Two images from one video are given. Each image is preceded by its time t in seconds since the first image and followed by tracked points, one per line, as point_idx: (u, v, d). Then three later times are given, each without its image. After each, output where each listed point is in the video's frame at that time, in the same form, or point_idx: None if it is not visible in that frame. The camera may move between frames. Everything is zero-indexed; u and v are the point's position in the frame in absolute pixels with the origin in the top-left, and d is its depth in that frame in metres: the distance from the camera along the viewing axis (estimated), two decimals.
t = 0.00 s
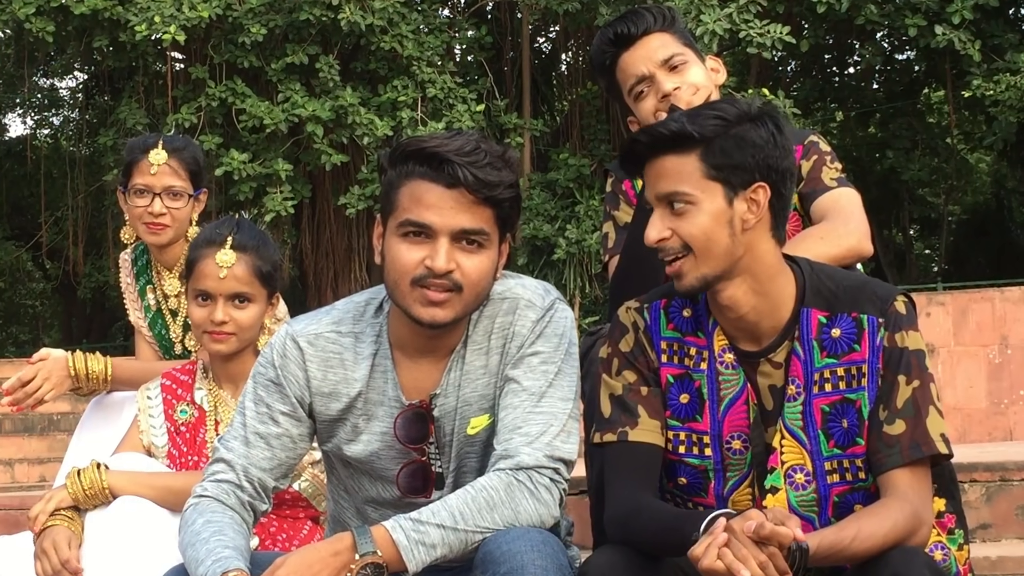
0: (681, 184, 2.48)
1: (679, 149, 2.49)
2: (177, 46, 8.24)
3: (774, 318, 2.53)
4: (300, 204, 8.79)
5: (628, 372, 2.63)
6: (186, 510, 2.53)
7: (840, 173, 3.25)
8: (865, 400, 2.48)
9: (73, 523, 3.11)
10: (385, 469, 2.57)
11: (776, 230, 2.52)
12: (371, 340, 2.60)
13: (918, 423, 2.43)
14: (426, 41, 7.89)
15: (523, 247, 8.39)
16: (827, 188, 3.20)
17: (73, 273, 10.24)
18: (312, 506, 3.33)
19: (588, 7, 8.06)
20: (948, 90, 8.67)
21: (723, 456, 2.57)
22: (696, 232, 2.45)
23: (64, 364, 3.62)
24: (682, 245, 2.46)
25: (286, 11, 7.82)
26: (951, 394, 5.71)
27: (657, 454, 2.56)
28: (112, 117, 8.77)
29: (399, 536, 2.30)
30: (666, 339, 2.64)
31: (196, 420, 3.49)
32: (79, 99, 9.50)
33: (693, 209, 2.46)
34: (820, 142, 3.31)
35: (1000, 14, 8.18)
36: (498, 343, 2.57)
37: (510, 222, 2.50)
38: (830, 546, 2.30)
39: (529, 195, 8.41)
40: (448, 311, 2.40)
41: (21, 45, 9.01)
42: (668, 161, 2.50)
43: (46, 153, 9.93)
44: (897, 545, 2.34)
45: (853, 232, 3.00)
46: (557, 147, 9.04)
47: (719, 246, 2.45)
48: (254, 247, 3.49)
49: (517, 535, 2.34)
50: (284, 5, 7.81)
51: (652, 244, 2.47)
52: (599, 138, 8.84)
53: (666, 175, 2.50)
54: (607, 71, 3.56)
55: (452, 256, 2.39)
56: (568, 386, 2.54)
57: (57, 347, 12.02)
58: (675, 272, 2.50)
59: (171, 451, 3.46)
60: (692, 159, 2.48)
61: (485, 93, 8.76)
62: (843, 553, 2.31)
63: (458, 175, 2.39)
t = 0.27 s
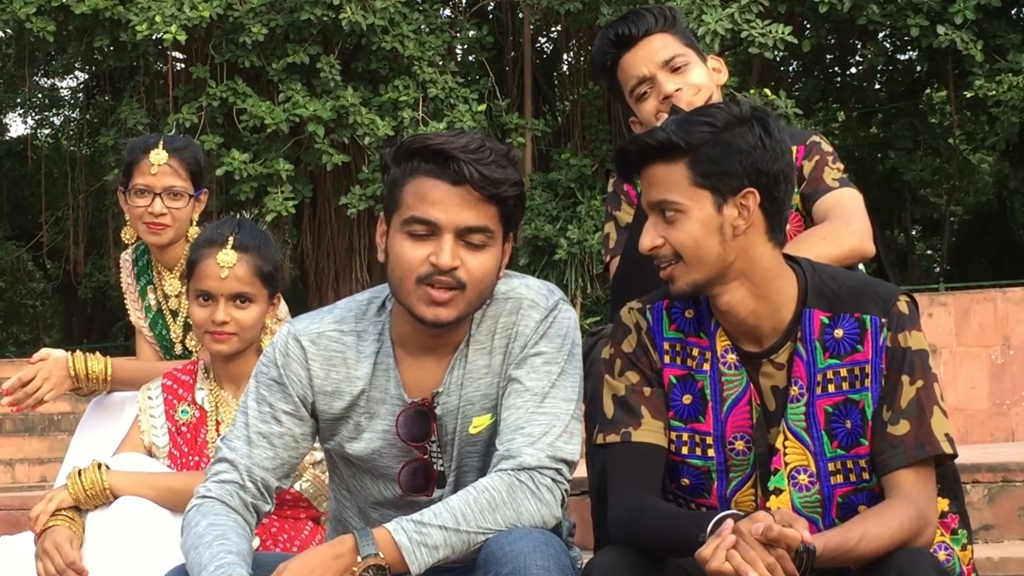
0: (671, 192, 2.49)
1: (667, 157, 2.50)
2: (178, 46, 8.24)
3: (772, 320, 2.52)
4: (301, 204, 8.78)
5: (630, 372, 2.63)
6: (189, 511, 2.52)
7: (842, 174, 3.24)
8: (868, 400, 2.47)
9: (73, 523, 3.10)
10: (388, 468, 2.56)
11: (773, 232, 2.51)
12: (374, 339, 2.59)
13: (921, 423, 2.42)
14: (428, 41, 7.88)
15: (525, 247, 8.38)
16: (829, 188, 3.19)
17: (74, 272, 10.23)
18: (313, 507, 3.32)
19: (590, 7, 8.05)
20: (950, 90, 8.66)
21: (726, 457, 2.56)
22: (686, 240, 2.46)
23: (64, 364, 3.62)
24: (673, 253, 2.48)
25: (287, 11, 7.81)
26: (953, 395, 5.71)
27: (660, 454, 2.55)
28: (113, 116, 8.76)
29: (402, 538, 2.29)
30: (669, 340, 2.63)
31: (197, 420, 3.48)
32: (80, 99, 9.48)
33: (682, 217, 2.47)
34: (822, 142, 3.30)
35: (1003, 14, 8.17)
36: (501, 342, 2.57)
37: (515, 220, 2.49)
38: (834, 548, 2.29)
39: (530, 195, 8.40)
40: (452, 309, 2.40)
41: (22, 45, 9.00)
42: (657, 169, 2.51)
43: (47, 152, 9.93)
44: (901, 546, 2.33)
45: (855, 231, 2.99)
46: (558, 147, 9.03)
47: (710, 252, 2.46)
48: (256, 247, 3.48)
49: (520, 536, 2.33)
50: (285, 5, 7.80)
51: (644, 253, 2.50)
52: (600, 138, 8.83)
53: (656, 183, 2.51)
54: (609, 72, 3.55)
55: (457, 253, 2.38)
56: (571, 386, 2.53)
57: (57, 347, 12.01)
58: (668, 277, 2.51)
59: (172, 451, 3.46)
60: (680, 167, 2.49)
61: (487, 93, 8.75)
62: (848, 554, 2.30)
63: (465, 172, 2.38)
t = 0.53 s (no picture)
0: (669, 194, 2.48)
1: (664, 159, 2.49)
2: (179, 46, 8.23)
3: (773, 320, 2.52)
4: (302, 204, 8.77)
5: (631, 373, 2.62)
6: (194, 508, 2.51)
7: (844, 174, 3.23)
8: (869, 400, 2.47)
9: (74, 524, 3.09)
10: (392, 467, 2.56)
11: (773, 233, 2.50)
12: (379, 337, 2.58)
13: (923, 424, 2.41)
14: (429, 41, 7.88)
15: (526, 247, 8.38)
16: (831, 189, 3.18)
17: (75, 272, 10.23)
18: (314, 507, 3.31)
19: (591, 7, 8.03)
20: (952, 90, 8.65)
21: (727, 457, 2.56)
22: (685, 241, 2.45)
23: (63, 365, 3.61)
24: (672, 254, 2.48)
25: (288, 11, 7.80)
26: (955, 396, 5.70)
27: (661, 454, 2.54)
28: (113, 116, 8.76)
29: (402, 538, 2.29)
30: (670, 340, 2.62)
31: (198, 421, 3.48)
32: (81, 99, 9.46)
33: (681, 219, 2.47)
34: (825, 142, 3.29)
35: (1005, 14, 8.15)
36: (505, 342, 2.56)
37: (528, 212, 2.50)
38: (835, 549, 2.29)
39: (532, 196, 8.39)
40: (471, 299, 2.40)
41: (22, 44, 8.99)
42: (655, 171, 2.50)
43: (48, 152, 9.92)
44: (902, 547, 2.33)
45: (855, 231, 2.99)
46: (560, 147, 9.02)
47: (710, 252, 2.45)
48: (257, 247, 3.48)
49: (521, 537, 2.32)
50: (286, 5, 7.79)
51: (644, 253, 2.50)
52: (602, 139, 8.83)
53: (655, 184, 2.50)
54: (611, 72, 3.54)
55: (476, 243, 2.38)
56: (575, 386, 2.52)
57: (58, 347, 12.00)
58: (667, 277, 2.51)
59: (173, 451, 3.45)
60: (678, 168, 2.48)
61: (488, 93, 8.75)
62: (848, 555, 2.29)
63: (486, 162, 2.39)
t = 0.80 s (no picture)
0: (670, 195, 2.47)
1: (665, 158, 2.48)
2: (179, 45, 8.22)
3: (774, 319, 2.51)
4: (301, 204, 8.75)
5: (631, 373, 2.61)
6: (196, 508, 2.50)
7: (845, 173, 3.22)
8: (870, 401, 2.46)
9: (74, 525, 3.08)
10: (394, 467, 2.55)
11: (773, 232, 2.48)
12: (381, 335, 2.57)
13: (924, 423, 2.41)
14: (429, 40, 7.87)
15: (527, 247, 8.38)
16: (831, 189, 3.17)
17: (74, 272, 10.22)
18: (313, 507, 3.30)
19: (591, 6, 8.02)
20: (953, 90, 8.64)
21: (728, 457, 2.55)
22: (684, 241, 2.45)
23: (61, 365, 3.62)
24: (671, 254, 2.47)
25: (288, 10, 7.79)
26: (956, 396, 5.69)
27: (661, 454, 2.54)
28: (113, 116, 8.75)
29: (401, 539, 2.28)
30: (670, 340, 2.61)
31: (197, 421, 3.47)
32: (80, 98, 9.44)
33: (679, 219, 2.46)
34: (825, 141, 3.29)
35: (1006, 13, 8.14)
36: (508, 342, 2.55)
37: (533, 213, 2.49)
38: (835, 550, 2.28)
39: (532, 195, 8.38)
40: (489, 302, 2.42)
41: (21, 44, 8.97)
42: (655, 171, 2.49)
43: (47, 152, 9.91)
44: (903, 548, 2.32)
45: (855, 231, 2.98)
46: (560, 147, 9.01)
47: (710, 252, 2.44)
48: (257, 247, 3.47)
49: (520, 537, 2.31)
50: (286, 4, 7.78)
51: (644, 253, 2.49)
52: (602, 139, 8.82)
53: (655, 184, 2.49)
54: (610, 72, 3.53)
55: (493, 246, 2.39)
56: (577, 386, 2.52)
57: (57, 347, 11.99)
58: (667, 276, 2.50)
59: (172, 451, 3.45)
60: (677, 168, 2.47)
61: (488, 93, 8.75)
62: (849, 556, 2.28)
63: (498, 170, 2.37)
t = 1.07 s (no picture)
0: (670, 196, 2.46)
1: (665, 159, 2.47)
2: (178, 45, 8.21)
3: (773, 320, 2.50)
4: (301, 203, 8.74)
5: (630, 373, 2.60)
6: (191, 505, 2.49)
7: (845, 172, 3.21)
8: (869, 401, 2.45)
9: (72, 525, 3.07)
10: (396, 469, 2.54)
11: (773, 233, 2.47)
12: (383, 337, 2.56)
13: (924, 423, 2.40)
14: (428, 40, 7.86)
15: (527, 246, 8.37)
16: (830, 188, 3.16)
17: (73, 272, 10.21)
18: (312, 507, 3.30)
19: (590, 5, 8.02)
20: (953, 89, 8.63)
21: (727, 457, 2.54)
22: (684, 242, 2.44)
23: (57, 365, 3.62)
24: (671, 255, 2.46)
25: (287, 9, 7.78)
26: (956, 395, 5.69)
27: (661, 454, 2.53)
28: (111, 115, 8.74)
29: (399, 537, 2.27)
30: (669, 340, 2.60)
31: (195, 420, 3.46)
32: (78, 98, 9.43)
33: (679, 220, 2.45)
34: (825, 141, 3.28)
35: (1006, 12, 8.13)
36: (510, 342, 2.54)
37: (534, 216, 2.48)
38: (834, 550, 2.27)
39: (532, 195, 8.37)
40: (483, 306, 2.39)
41: (20, 43, 8.96)
42: (654, 171, 2.49)
43: (46, 152, 9.90)
44: (902, 548, 2.31)
45: (853, 230, 2.97)
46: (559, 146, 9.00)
47: (710, 253, 2.43)
48: (255, 247, 3.46)
49: (519, 538, 2.31)
50: (285, 3, 7.77)
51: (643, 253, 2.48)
52: (601, 138, 8.81)
53: (654, 185, 2.48)
54: (609, 71, 3.52)
55: (488, 251, 2.37)
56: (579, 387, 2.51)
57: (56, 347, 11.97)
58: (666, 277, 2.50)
59: (171, 451, 3.44)
60: (677, 168, 2.46)
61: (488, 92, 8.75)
62: (848, 556, 2.27)
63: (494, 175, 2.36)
